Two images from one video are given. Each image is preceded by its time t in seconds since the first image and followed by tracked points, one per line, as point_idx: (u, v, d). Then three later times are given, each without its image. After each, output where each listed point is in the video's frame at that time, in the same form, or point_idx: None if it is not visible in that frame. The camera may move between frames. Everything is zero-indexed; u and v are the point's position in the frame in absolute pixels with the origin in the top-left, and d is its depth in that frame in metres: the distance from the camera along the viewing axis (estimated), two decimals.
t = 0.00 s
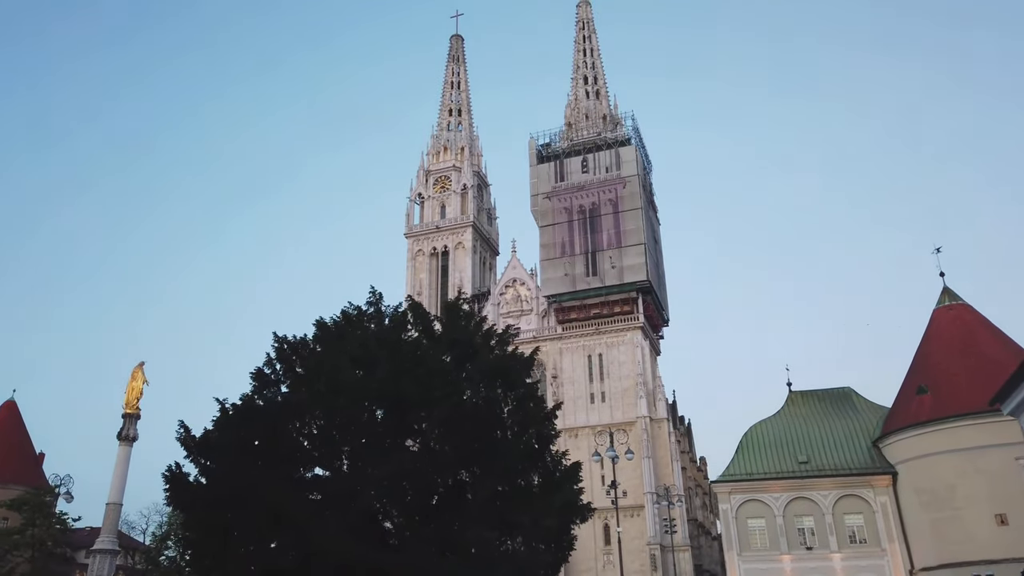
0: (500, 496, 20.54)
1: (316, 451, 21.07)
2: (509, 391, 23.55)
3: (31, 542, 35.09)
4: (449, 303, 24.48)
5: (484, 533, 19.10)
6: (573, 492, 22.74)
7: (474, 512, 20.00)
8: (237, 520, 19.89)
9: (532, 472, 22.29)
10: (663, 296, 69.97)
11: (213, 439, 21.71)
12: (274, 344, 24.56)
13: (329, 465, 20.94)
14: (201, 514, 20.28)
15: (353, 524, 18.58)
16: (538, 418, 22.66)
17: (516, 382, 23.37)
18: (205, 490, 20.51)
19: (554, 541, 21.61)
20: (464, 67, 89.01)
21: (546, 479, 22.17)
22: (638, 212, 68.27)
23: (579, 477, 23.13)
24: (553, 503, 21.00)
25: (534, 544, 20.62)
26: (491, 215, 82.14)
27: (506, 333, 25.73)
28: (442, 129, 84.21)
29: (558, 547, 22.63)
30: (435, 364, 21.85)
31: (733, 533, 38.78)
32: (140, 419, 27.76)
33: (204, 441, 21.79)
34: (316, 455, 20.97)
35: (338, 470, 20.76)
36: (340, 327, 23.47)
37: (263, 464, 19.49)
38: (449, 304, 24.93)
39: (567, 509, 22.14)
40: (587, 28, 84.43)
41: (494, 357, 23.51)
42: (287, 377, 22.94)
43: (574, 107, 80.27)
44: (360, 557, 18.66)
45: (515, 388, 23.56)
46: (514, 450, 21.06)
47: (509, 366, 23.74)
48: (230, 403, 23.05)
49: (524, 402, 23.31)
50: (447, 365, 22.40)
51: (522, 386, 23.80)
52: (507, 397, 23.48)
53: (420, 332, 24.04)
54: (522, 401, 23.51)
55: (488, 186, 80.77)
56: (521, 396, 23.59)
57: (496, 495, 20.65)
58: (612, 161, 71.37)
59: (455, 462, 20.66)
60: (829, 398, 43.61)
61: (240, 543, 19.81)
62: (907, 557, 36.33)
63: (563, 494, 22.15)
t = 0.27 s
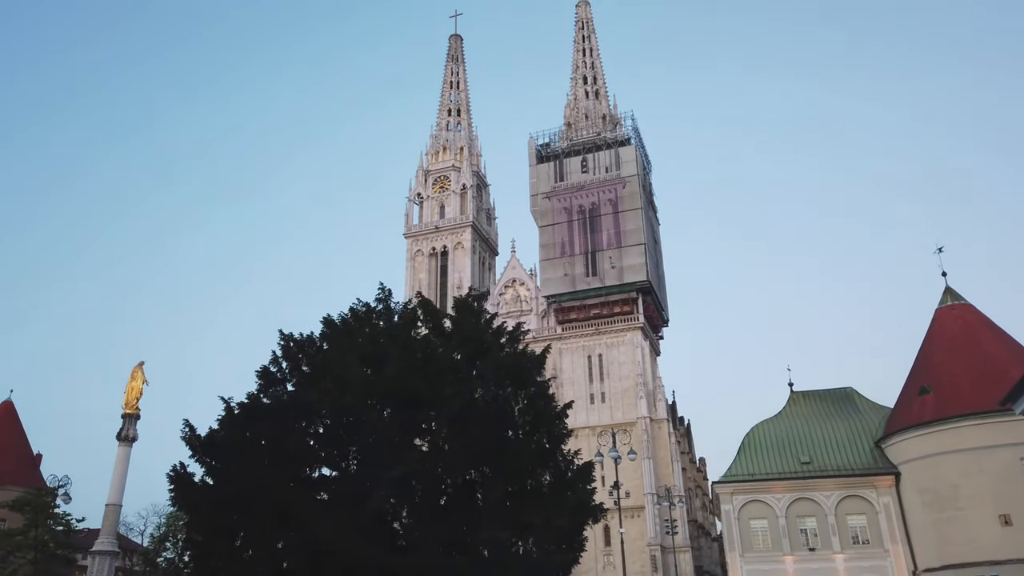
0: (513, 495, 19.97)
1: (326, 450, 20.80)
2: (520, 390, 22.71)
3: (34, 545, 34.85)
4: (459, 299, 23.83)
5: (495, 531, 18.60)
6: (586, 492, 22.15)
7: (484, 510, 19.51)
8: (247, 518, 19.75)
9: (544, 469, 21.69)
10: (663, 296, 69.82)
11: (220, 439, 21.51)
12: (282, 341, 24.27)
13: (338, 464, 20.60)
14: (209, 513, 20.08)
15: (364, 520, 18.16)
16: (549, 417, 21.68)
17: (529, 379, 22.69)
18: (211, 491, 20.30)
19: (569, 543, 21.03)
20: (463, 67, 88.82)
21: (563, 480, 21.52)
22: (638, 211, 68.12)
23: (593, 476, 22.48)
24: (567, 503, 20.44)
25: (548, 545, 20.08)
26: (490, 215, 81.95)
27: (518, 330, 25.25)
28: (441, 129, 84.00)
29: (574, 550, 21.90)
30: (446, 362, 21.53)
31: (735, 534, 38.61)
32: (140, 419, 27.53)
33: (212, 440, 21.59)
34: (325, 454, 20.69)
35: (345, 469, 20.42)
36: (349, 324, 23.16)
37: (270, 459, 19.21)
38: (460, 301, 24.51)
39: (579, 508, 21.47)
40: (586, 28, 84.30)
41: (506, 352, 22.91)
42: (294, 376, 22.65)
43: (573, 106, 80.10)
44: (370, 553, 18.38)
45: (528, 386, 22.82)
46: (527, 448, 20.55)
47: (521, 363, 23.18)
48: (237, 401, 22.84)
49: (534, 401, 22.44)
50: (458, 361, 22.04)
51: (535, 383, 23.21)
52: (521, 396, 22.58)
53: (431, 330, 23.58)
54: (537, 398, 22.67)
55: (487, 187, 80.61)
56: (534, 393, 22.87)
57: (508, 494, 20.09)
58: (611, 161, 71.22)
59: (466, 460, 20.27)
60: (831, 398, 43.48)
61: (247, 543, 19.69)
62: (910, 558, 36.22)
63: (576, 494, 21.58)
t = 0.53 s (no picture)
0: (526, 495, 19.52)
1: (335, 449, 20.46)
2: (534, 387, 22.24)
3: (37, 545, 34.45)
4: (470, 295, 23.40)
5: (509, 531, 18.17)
6: (601, 492, 21.63)
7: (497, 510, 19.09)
8: (257, 517, 19.48)
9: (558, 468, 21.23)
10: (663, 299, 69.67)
11: (227, 437, 21.23)
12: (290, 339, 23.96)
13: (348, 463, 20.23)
14: (217, 514, 19.77)
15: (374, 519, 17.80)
16: (564, 415, 21.18)
17: (542, 376, 22.23)
18: (219, 490, 20.03)
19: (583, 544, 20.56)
20: (462, 69, 88.72)
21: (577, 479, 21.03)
22: (638, 214, 68.01)
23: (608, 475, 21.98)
24: (583, 503, 19.95)
25: (562, 546, 19.60)
26: (490, 217, 81.81)
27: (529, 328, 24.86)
28: (441, 131, 83.86)
29: (589, 551, 21.41)
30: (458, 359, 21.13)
31: (738, 537, 38.42)
32: (140, 421, 27.29)
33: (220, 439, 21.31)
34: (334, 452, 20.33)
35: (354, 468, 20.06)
36: (358, 321, 22.84)
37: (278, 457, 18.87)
38: (471, 297, 24.10)
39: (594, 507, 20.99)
40: (586, 31, 84.31)
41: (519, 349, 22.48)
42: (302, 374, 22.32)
43: (573, 109, 80.02)
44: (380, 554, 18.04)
45: (541, 383, 22.36)
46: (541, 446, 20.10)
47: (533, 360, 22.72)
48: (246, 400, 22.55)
49: (548, 399, 21.95)
50: (469, 358, 21.63)
51: (549, 380, 22.75)
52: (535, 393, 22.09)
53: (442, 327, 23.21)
54: (550, 395, 22.20)
55: (487, 189, 80.50)
56: (548, 391, 22.41)
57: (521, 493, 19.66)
58: (611, 163, 71.16)
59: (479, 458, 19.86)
60: (833, 400, 43.35)
61: (254, 543, 19.39)
62: (914, 561, 36.05)
63: (591, 494, 21.06)
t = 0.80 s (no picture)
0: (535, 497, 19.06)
1: (341, 450, 20.11)
2: (542, 388, 21.79)
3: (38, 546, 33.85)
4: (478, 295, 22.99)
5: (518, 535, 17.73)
6: (612, 495, 21.10)
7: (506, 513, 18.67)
8: (261, 518, 19.17)
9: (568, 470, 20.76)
10: (661, 303, 69.54)
11: (230, 439, 20.89)
12: (292, 339, 23.63)
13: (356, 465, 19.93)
14: (221, 517, 19.44)
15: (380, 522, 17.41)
16: (574, 416, 20.72)
17: (551, 377, 21.81)
18: (222, 491, 19.71)
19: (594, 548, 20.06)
20: (460, 72, 88.60)
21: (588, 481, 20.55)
22: (636, 217, 67.92)
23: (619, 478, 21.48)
24: (594, 506, 19.47)
25: (572, 550, 19.12)
26: (487, 220, 81.64)
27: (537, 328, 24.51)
28: (438, 134, 83.71)
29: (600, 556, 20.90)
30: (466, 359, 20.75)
31: (737, 541, 38.25)
32: (136, 424, 27.00)
33: (224, 441, 21.03)
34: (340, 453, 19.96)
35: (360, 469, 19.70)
36: (364, 321, 22.49)
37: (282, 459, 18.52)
38: (479, 297, 23.72)
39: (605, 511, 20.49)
40: (583, 34, 84.33)
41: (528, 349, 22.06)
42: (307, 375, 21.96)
43: (571, 112, 79.96)
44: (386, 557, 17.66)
45: (550, 384, 21.92)
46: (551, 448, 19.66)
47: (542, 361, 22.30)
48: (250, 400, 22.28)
49: (557, 400, 21.50)
50: (477, 359, 21.25)
51: (558, 381, 22.31)
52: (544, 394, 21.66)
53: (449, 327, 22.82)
54: (560, 396, 21.77)
55: (484, 192, 80.34)
56: (558, 392, 21.95)
57: (531, 496, 19.21)
58: (609, 166, 71.13)
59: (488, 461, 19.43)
60: (832, 404, 43.25)
61: (258, 546, 19.02)
62: (914, 566, 35.88)
63: (603, 497, 20.56)
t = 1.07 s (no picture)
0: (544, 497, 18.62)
1: (345, 450, 19.70)
2: (551, 386, 21.32)
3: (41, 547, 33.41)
4: (484, 291, 22.48)
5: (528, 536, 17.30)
6: (622, 495, 20.56)
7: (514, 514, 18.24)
8: (264, 519, 18.82)
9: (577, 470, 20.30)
10: (657, 306, 69.44)
11: (232, 438, 20.50)
12: (296, 336, 23.18)
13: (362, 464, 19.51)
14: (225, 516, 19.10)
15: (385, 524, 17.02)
16: (583, 415, 20.26)
17: (560, 374, 21.31)
18: (225, 491, 19.35)
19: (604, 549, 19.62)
20: (455, 75, 88.53)
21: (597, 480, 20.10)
22: (632, 220, 67.84)
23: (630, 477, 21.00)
24: (604, 506, 19.01)
25: (582, 551, 18.69)
26: (483, 223, 81.51)
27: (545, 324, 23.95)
28: (434, 136, 83.56)
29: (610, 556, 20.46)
30: (472, 357, 20.31)
31: (735, 544, 38.10)
32: (131, 425, 26.70)
33: (227, 439, 20.67)
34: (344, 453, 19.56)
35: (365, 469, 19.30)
36: (368, 318, 22.04)
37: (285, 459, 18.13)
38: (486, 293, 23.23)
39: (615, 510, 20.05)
40: (579, 37, 84.36)
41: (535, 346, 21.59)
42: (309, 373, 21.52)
43: (567, 115, 79.93)
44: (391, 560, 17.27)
45: (558, 382, 21.44)
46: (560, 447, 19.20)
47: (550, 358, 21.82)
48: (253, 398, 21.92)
49: (566, 398, 20.99)
50: (484, 356, 20.79)
51: (567, 379, 21.82)
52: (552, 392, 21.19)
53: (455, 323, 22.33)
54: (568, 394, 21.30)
55: (480, 195, 80.19)
56: (567, 390, 21.46)
57: (540, 496, 18.78)
58: (605, 169, 71.07)
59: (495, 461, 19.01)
60: (830, 407, 43.17)
61: (262, 547, 18.68)
62: (913, 569, 35.78)
63: (613, 497, 20.04)
